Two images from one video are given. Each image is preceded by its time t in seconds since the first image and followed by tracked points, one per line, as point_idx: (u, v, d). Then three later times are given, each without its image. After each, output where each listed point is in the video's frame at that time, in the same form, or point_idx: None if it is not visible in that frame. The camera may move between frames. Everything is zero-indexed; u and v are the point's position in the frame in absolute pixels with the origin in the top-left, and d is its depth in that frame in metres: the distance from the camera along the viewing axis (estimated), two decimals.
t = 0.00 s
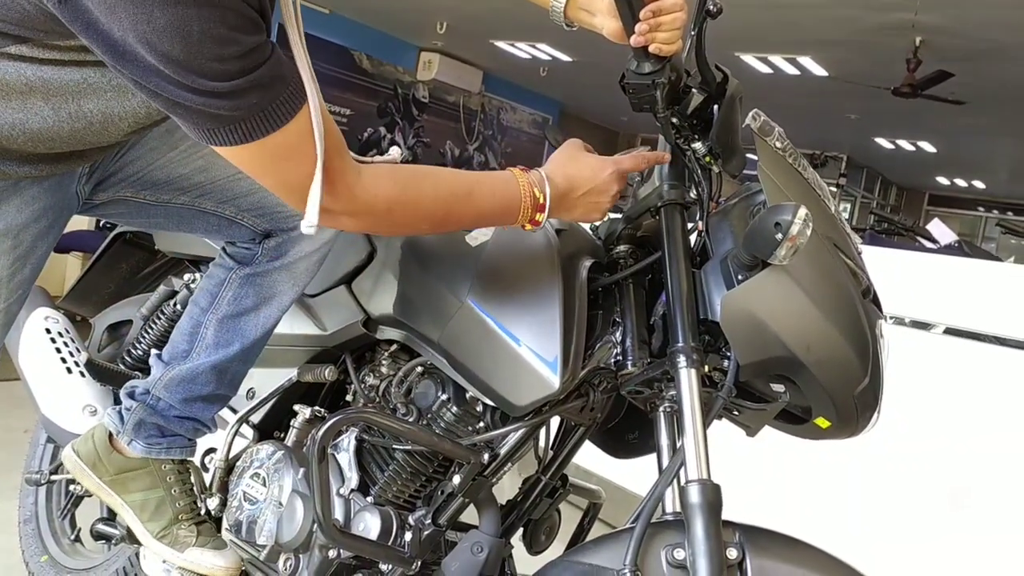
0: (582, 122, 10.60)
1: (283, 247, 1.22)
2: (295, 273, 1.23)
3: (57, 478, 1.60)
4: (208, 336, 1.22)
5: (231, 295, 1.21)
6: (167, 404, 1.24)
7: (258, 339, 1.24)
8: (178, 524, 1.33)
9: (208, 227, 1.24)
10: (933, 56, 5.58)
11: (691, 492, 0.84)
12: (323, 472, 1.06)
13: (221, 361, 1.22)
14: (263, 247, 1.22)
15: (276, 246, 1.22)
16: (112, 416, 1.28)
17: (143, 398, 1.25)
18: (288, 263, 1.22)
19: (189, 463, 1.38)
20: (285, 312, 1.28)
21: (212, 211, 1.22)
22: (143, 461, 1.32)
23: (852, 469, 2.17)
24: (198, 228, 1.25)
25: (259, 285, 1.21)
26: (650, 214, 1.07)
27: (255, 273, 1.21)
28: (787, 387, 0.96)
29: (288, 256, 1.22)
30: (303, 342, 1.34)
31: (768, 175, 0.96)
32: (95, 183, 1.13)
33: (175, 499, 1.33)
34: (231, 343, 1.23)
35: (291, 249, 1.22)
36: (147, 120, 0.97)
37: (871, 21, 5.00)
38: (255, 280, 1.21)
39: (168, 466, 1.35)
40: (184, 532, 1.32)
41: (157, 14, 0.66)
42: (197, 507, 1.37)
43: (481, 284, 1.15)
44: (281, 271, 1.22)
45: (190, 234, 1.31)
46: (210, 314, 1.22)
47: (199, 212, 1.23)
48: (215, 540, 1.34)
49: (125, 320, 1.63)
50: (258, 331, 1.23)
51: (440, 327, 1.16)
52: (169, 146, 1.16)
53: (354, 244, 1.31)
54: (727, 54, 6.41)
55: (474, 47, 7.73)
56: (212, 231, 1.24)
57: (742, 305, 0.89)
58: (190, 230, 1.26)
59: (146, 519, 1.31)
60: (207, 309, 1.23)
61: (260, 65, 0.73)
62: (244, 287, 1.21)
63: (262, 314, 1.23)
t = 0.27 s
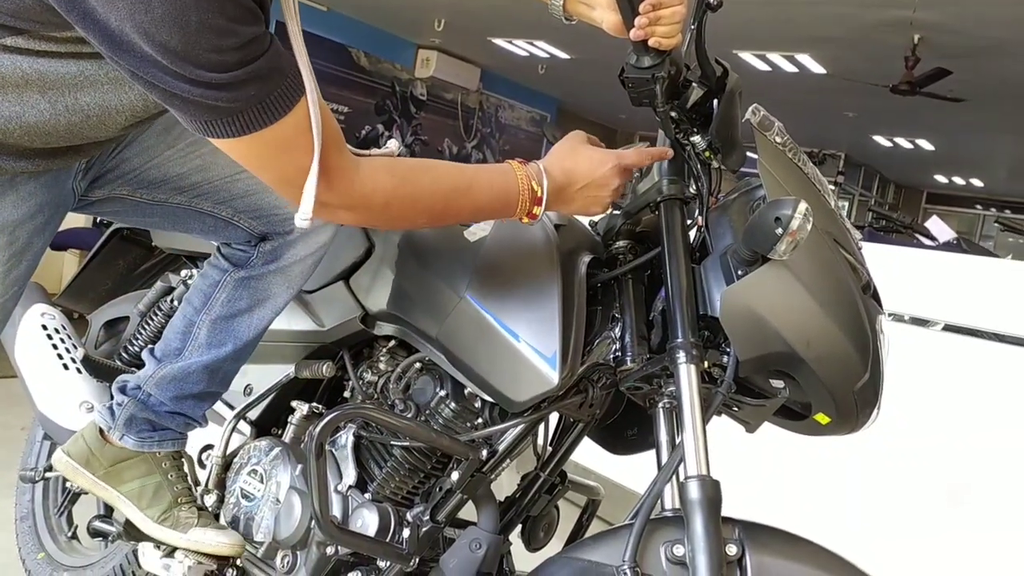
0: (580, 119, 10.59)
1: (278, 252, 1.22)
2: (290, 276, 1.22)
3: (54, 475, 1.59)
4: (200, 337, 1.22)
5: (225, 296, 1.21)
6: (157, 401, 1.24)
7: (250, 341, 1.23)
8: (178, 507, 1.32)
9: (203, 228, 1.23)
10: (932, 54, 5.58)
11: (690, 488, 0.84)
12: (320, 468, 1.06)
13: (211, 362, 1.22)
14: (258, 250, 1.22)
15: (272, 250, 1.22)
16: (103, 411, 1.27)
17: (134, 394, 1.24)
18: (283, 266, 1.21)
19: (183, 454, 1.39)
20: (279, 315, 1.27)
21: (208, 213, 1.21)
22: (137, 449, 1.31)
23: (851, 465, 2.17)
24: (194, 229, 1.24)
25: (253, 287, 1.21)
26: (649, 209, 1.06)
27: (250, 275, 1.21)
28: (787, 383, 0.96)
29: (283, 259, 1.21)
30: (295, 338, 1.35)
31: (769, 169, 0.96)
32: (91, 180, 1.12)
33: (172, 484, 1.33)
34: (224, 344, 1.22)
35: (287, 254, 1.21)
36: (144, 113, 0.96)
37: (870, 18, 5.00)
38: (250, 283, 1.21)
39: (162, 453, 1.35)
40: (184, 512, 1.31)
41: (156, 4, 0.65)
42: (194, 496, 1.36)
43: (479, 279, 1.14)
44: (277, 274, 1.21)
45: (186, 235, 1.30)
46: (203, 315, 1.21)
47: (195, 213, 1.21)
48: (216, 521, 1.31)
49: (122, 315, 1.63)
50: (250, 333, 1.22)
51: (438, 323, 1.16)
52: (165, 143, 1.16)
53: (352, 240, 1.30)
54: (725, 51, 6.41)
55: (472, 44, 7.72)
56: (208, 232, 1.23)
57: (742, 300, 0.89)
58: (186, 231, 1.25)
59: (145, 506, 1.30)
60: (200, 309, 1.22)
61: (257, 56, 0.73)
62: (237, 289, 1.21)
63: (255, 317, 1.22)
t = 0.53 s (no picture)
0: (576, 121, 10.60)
1: (277, 252, 1.22)
2: (288, 276, 1.22)
3: (48, 478, 1.59)
4: (199, 338, 1.22)
5: (223, 298, 1.21)
6: (157, 404, 1.24)
7: (249, 342, 1.24)
8: (170, 520, 1.32)
9: (201, 230, 1.23)
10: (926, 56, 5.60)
11: (684, 492, 0.84)
12: (316, 471, 1.06)
13: (211, 362, 1.22)
14: (256, 251, 1.22)
15: (270, 250, 1.21)
16: (102, 415, 1.27)
17: (132, 398, 1.24)
18: (281, 267, 1.21)
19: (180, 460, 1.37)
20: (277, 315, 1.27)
21: (207, 214, 1.21)
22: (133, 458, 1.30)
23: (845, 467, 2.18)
24: (192, 231, 1.24)
25: (251, 287, 1.21)
26: (644, 213, 1.07)
27: (248, 276, 1.21)
28: (780, 386, 0.97)
29: (281, 260, 1.22)
30: (292, 341, 1.34)
31: (762, 173, 0.96)
32: (88, 183, 1.12)
33: (167, 495, 1.33)
34: (222, 345, 1.22)
35: (284, 254, 1.21)
36: (140, 117, 0.96)
37: (864, 20, 5.02)
38: (248, 284, 1.21)
39: (159, 462, 1.33)
40: (177, 526, 1.31)
41: (149, 7, 0.66)
42: (189, 504, 1.36)
43: (474, 282, 1.14)
44: (275, 274, 1.22)
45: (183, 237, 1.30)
46: (201, 316, 1.22)
47: (193, 214, 1.22)
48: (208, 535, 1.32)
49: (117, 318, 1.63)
50: (249, 334, 1.23)
51: (433, 326, 1.16)
52: (162, 146, 1.16)
53: (348, 243, 1.30)
54: (721, 53, 6.42)
55: (469, 46, 7.73)
56: (206, 233, 1.23)
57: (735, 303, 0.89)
58: (184, 233, 1.25)
59: (138, 516, 1.30)
60: (198, 311, 1.22)
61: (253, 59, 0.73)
62: (236, 290, 1.21)
63: (253, 318, 1.22)
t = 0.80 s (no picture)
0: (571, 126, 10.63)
1: (266, 260, 1.21)
2: (277, 284, 1.22)
3: (40, 482, 1.59)
4: (187, 345, 1.22)
5: (212, 304, 1.20)
6: (145, 409, 1.23)
7: (237, 350, 1.23)
8: (165, 516, 1.32)
9: (189, 236, 1.23)
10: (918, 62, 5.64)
11: (677, 495, 0.84)
12: (309, 475, 1.06)
13: (199, 370, 1.22)
14: (245, 259, 1.21)
15: (259, 258, 1.21)
16: (90, 420, 1.27)
17: (120, 403, 1.24)
18: (270, 275, 1.21)
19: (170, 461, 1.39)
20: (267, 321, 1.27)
21: (194, 220, 1.21)
22: (123, 460, 1.31)
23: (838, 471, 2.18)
24: (180, 236, 1.24)
25: (240, 295, 1.21)
26: (637, 218, 1.07)
27: (237, 283, 1.20)
28: (773, 390, 0.97)
29: (271, 267, 1.21)
30: (285, 346, 1.34)
31: (754, 178, 0.97)
32: (77, 188, 1.13)
33: (159, 493, 1.33)
34: (210, 353, 1.22)
35: (273, 262, 1.21)
36: (127, 122, 0.96)
37: (856, 27, 5.05)
38: (237, 291, 1.21)
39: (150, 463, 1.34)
40: (171, 522, 1.31)
41: (134, 9, 0.66)
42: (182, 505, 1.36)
43: (468, 287, 1.15)
44: (264, 282, 1.21)
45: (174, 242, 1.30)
46: (190, 323, 1.21)
47: (182, 220, 1.22)
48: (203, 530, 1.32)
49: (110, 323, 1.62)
50: (237, 341, 1.22)
51: (427, 330, 1.16)
52: (152, 150, 1.16)
53: (340, 247, 1.30)
54: (714, 59, 6.45)
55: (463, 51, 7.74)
56: (195, 240, 1.23)
57: (728, 308, 0.90)
58: (173, 239, 1.26)
59: (131, 516, 1.30)
60: (187, 317, 1.22)
61: (238, 64, 0.73)
62: (224, 297, 1.20)
63: (242, 324, 1.22)
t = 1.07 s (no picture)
0: (568, 128, 10.63)
1: (263, 261, 1.21)
2: (274, 285, 1.22)
3: (37, 485, 1.58)
4: (184, 346, 1.21)
5: (209, 305, 1.20)
6: (141, 412, 1.23)
7: (234, 350, 1.23)
8: (162, 520, 1.31)
9: (186, 237, 1.23)
10: (915, 65, 5.65)
11: (676, 498, 0.84)
12: (307, 478, 1.05)
13: (195, 371, 1.21)
14: (242, 260, 1.21)
15: (256, 259, 1.21)
16: (85, 423, 1.26)
17: (116, 406, 1.23)
18: (267, 276, 1.21)
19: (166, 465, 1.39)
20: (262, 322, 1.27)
21: (190, 221, 1.21)
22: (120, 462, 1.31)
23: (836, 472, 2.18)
24: (177, 237, 1.24)
25: (237, 296, 1.21)
26: (635, 220, 1.07)
27: (234, 284, 1.20)
28: (771, 393, 0.97)
29: (267, 268, 1.21)
30: (283, 348, 1.34)
31: (753, 180, 0.96)
32: (73, 189, 1.12)
33: (156, 497, 1.33)
34: (207, 354, 1.22)
35: (270, 263, 1.21)
36: (124, 122, 0.96)
37: (853, 29, 5.06)
38: (234, 292, 1.20)
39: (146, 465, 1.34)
40: (168, 526, 1.30)
41: None
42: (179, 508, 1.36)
43: (466, 289, 1.14)
44: (260, 283, 1.21)
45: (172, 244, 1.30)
46: (186, 324, 1.21)
47: (179, 222, 1.21)
48: (199, 534, 1.31)
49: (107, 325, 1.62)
50: (233, 342, 1.22)
51: (424, 333, 1.16)
52: (149, 152, 1.16)
53: (338, 249, 1.30)
54: (711, 61, 6.46)
55: (460, 53, 7.74)
56: (191, 241, 1.23)
57: (727, 310, 0.89)
58: (170, 240, 1.25)
59: (128, 519, 1.30)
60: (184, 319, 1.22)
61: (231, 55, 0.73)
62: (222, 298, 1.20)
63: (239, 325, 1.22)
